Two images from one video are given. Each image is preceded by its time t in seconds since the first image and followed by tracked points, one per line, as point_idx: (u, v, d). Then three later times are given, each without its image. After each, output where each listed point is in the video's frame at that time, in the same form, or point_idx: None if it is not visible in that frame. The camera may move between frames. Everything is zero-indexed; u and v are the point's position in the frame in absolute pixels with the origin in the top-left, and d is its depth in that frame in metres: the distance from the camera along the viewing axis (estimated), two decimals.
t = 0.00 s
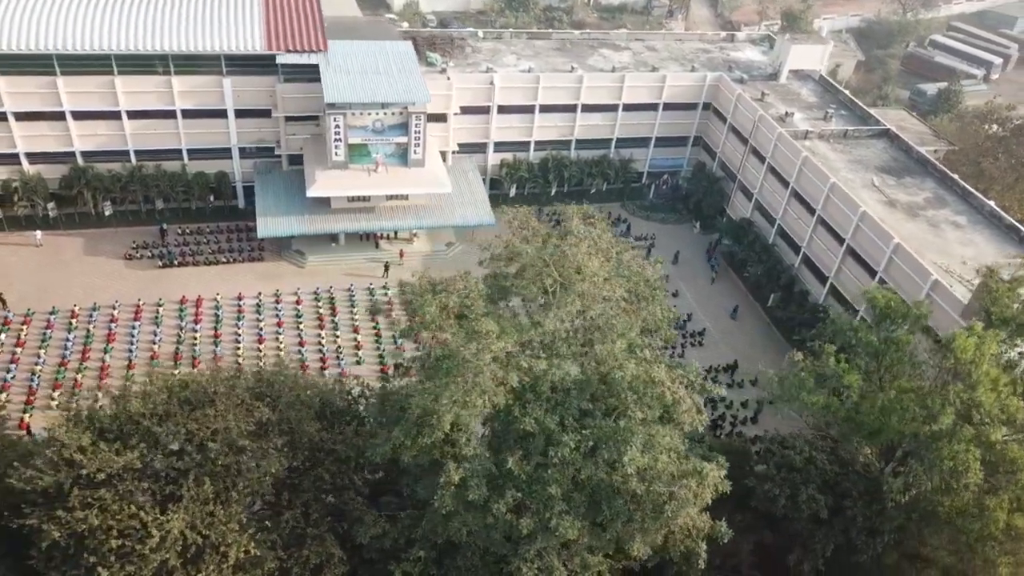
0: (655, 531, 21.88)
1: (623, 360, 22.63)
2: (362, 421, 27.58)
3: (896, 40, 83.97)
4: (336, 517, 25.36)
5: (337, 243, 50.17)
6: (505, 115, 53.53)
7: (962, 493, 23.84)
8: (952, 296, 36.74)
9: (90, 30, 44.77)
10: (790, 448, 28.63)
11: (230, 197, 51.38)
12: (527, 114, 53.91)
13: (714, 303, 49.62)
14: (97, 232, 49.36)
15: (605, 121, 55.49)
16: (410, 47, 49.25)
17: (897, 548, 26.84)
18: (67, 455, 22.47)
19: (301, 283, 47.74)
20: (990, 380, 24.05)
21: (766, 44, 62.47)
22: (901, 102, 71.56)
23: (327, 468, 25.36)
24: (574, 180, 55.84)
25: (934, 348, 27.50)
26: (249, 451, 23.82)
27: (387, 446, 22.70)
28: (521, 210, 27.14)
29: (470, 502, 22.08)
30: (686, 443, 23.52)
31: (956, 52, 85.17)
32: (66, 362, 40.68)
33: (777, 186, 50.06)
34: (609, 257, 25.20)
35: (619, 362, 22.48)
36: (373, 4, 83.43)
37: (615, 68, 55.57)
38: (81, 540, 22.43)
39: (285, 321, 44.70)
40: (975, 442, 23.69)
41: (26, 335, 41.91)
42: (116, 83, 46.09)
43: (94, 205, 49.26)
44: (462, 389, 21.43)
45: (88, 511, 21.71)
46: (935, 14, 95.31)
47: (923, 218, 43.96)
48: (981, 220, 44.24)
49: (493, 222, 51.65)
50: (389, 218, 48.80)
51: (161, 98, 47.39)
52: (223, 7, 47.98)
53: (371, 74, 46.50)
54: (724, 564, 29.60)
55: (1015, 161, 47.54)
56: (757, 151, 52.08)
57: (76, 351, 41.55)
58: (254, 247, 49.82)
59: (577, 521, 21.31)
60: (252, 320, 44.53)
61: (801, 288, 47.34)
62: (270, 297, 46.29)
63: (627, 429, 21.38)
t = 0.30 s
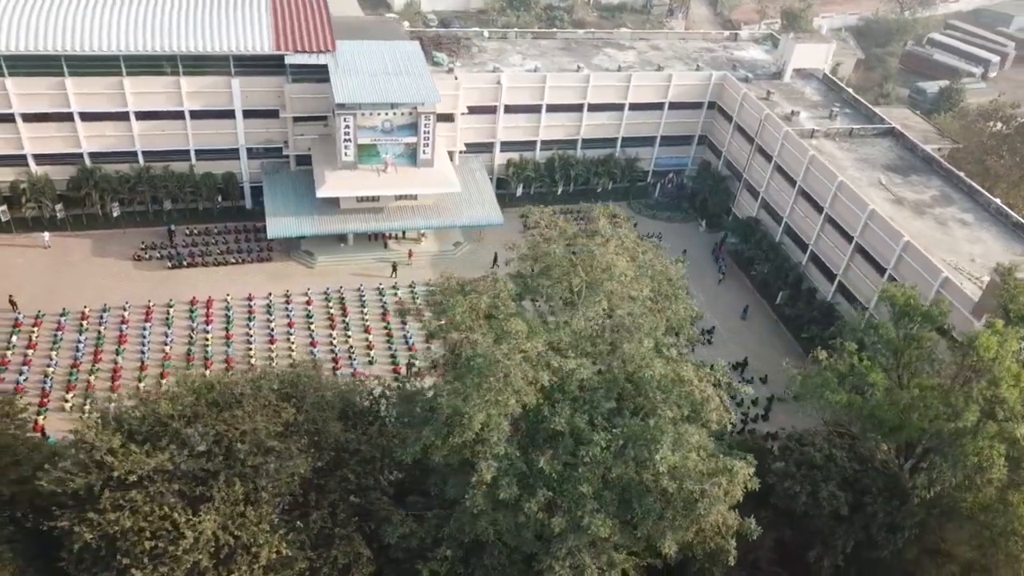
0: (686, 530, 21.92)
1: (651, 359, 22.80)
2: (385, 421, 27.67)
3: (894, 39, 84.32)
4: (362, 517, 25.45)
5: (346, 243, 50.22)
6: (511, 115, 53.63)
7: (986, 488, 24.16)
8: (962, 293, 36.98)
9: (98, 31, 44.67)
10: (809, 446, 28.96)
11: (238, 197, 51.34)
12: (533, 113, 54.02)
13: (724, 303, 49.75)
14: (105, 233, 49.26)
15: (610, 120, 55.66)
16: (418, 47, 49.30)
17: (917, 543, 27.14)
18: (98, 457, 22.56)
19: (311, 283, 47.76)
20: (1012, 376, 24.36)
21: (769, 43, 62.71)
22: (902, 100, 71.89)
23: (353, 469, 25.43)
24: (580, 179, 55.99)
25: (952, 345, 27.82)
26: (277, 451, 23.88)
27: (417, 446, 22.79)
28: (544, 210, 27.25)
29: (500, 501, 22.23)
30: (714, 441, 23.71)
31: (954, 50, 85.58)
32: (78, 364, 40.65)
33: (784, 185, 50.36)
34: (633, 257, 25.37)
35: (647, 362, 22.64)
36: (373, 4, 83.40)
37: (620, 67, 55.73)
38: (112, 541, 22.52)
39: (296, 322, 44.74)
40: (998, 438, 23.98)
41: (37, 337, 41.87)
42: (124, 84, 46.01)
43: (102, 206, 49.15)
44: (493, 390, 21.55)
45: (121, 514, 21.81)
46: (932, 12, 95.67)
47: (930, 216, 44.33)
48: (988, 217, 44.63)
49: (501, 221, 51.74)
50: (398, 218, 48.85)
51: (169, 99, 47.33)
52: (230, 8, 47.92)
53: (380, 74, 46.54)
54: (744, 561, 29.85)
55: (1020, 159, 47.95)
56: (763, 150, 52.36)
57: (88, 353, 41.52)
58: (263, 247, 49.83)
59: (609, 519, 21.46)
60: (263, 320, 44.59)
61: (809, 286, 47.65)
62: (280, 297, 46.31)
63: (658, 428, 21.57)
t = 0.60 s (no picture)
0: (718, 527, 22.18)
1: (680, 358, 22.99)
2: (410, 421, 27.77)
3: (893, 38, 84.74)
4: (391, 518, 25.56)
5: (355, 244, 50.28)
6: (519, 115, 53.78)
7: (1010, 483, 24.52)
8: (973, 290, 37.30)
9: (108, 32, 44.58)
10: (829, 443, 29.22)
11: (246, 198, 51.30)
12: (540, 113, 54.17)
13: (734, 305, 49.79)
14: (114, 235, 49.16)
15: (617, 120, 55.84)
16: (426, 48, 49.40)
17: (938, 539, 27.41)
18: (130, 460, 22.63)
19: (321, 284, 47.79)
20: None
21: (772, 42, 63.04)
22: (902, 99, 72.34)
23: (380, 469, 25.49)
24: (587, 178, 56.17)
25: (971, 341, 28.18)
26: (307, 452, 24.00)
27: (450, 446, 22.92)
28: (567, 210, 27.38)
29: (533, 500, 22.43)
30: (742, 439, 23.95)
31: (952, 48, 86.11)
32: (92, 366, 40.59)
33: (791, 183, 50.69)
34: (659, 256, 25.57)
35: (677, 361, 22.83)
36: (374, 3, 83.31)
37: (626, 67, 55.91)
38: (145, 543, 22.59)
39: (308, 322, 44.79)
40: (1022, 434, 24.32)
41: (49, 339, 41.80)
42: (133, 86, 45.89)
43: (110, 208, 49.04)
44: (525, 390, 21.72)
45: (155, 515, 21.89)
46: (929, 11, 96.17)
47: (938, 214, 44.74)
48: (995, 215, 45.09)
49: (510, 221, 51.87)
50: (407, 219, 48.94)
51: (178, 100, 47.24)
52: (238, 8, 47.85)
53: (389, 75, 46.62)
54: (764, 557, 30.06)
55: None
56: (769, 149, 52.66)
57: (101, 355, 41.47)
58: (272, 248, 49.83)
59: (642, 517, 21.64)
60: (275, 321, 44.61)
61: (817, 284, 48.00)
62: (290, 298, 46.33)
63: (689, 426, 21.77)
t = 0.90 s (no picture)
0: (750, 524, 22.47)
1: (711, 358, 23.19)
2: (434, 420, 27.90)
3: (892, 36, 85.26)
4: (420, 518, 25.70)
5: (364, 245, 50.34)
6: (526, 115, 53.94)
7: None
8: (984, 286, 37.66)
9: (117, 34, 44.52)
10: (849, 440, 29.54)
11: (255, 199, 51.29)
12: (547, 112, 54.33)
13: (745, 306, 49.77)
14: (123, 237, 49.10)
15: (623, 119, 56.07)
16: (434, 48, 49.50)
17: (959, 533, 27.74)
18: (164, 462, 22.66)
19: (332, 284, 47.82)
20: None
21: (775, 41, 63.39)
22: (902, 97, 72.85)
23: (408, 468, 25.53)
24: (593, 178, 56.37)
25: (991, 338, 28.54)
26: (338, 453, 24.10)
27: (483, 446, 23.05)
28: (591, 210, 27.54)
29: (565, 498, 22.62)
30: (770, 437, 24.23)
31: (950, 46, 86.68)
32: (105, 368, 40.53)
33: (798, 182, 51.04)
34: (685, 256, 25.81)
35: (707, 360, 23.03)
36: (375, 4, 83.34)
37: (632, 66, 56.13)
38: (179, 546, 22.59)
39: (320, 323, 44.86)
40: None
41: (62, 342, 41.78)
42: (142, 87, 45.83)
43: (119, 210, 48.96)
44: (559, 390, 21.94)
45: (190, 517, 21.93)
46: (926, 9, 96.75)
47: (946, 212, 45.13)
48: (1002, 212, 45.53)
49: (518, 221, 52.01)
50: (417, 219, 49.02)
51: (186, 101, 47.19)
52: (245, 9, 47.81)
53: (399, 76, 46.68)
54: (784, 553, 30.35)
55: None
56: (776, 147, 52.98)
57: (114, 357, 41.41)
58: (282, 249, 49.86)
59: (675, 516, 21.82)
60: (287, 323, 44.64)
61: (825, 282, 48.37)
62: (302, 299, 46.36)
63: (721, 425, 21.98)
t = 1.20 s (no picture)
0: (782, 520, 22.79)
1: (741, 357, 23.40)
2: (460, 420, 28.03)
3: (889, 35, 85.78)
4: (450, 517, 25.82)
5: (373, 245, 50.43)
6: (533, 115, 54.08)
7: None
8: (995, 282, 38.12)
9: (127, 36, 44.42)
10: (869, 436, 29.85)
11: (263, 201, 51.23)
12: (554, 112, 54.47)
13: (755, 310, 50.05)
14: (132, 239, 49.03)
15: (629, 119, 56.27)
16: (442, 48, 49.56)
17: (980, 528, 28.11)
18: (199, 465, 22.71)
19: (342, 285, 47.87)
20: None
21: (777, 40, 63.73)
22: (902, 95, 73.36)
23: (437, 469, 25.64)
24: (600, 177, 56.48)
25: (1010, 335, 28.89)
26: (369, 453, 24.23)
27: (516, 446, 23.16)
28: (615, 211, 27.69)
29: (598, 496, 22.83)
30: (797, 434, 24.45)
31: (946, 44, 87.30)
32: (119, 371, 40.50)
33: (805, 180, 51.39)
34: (711, 256, 26.02)
35: (738, 358, 23.24)
36: (374, 3, 83.27)
37: (638, 66, 56.34)
38: (214, 548, 22.64)
39: (332, 324, 44.95)
40: None
41: (75, 345, 41.73)
42: (151, 89, 45.74)
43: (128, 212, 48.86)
44: (592, 389, 22.11)
45: (226, 519, 22.03)
46: (921, 8, 97.40)
47: (954, 209, 45.55)
48: (1008, 210, 46.04)
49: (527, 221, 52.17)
50: (427, 220, 49.12)
51: (195, 103, 47.11)
52: (253, 9, 47.73)
53: (409, 76, 46.73)
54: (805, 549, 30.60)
55: None
56: (782, 146, 53.29)
57: (127, 360, 41.39)
58: (292, 251, 49.86)
59: (709, 513, 22.08)
60: (299, 324, 44.69)
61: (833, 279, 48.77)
62: (313, 300, 46.40)
63: (753, 422, 22.21)
